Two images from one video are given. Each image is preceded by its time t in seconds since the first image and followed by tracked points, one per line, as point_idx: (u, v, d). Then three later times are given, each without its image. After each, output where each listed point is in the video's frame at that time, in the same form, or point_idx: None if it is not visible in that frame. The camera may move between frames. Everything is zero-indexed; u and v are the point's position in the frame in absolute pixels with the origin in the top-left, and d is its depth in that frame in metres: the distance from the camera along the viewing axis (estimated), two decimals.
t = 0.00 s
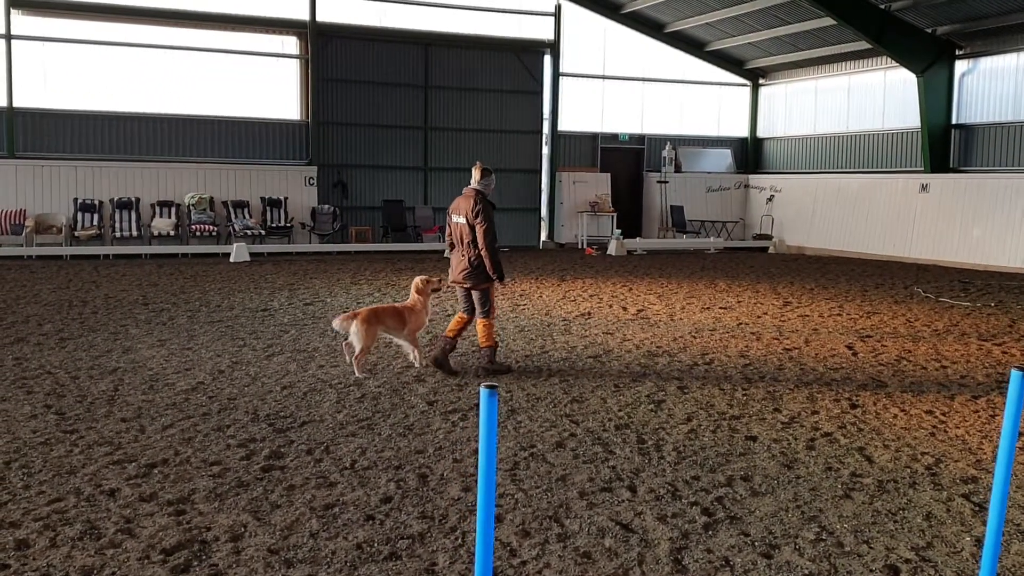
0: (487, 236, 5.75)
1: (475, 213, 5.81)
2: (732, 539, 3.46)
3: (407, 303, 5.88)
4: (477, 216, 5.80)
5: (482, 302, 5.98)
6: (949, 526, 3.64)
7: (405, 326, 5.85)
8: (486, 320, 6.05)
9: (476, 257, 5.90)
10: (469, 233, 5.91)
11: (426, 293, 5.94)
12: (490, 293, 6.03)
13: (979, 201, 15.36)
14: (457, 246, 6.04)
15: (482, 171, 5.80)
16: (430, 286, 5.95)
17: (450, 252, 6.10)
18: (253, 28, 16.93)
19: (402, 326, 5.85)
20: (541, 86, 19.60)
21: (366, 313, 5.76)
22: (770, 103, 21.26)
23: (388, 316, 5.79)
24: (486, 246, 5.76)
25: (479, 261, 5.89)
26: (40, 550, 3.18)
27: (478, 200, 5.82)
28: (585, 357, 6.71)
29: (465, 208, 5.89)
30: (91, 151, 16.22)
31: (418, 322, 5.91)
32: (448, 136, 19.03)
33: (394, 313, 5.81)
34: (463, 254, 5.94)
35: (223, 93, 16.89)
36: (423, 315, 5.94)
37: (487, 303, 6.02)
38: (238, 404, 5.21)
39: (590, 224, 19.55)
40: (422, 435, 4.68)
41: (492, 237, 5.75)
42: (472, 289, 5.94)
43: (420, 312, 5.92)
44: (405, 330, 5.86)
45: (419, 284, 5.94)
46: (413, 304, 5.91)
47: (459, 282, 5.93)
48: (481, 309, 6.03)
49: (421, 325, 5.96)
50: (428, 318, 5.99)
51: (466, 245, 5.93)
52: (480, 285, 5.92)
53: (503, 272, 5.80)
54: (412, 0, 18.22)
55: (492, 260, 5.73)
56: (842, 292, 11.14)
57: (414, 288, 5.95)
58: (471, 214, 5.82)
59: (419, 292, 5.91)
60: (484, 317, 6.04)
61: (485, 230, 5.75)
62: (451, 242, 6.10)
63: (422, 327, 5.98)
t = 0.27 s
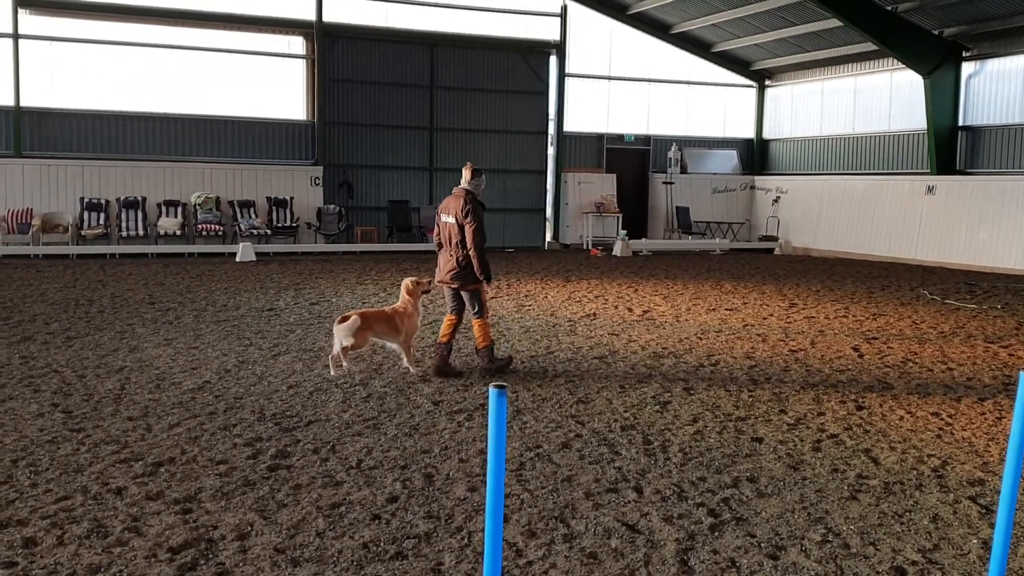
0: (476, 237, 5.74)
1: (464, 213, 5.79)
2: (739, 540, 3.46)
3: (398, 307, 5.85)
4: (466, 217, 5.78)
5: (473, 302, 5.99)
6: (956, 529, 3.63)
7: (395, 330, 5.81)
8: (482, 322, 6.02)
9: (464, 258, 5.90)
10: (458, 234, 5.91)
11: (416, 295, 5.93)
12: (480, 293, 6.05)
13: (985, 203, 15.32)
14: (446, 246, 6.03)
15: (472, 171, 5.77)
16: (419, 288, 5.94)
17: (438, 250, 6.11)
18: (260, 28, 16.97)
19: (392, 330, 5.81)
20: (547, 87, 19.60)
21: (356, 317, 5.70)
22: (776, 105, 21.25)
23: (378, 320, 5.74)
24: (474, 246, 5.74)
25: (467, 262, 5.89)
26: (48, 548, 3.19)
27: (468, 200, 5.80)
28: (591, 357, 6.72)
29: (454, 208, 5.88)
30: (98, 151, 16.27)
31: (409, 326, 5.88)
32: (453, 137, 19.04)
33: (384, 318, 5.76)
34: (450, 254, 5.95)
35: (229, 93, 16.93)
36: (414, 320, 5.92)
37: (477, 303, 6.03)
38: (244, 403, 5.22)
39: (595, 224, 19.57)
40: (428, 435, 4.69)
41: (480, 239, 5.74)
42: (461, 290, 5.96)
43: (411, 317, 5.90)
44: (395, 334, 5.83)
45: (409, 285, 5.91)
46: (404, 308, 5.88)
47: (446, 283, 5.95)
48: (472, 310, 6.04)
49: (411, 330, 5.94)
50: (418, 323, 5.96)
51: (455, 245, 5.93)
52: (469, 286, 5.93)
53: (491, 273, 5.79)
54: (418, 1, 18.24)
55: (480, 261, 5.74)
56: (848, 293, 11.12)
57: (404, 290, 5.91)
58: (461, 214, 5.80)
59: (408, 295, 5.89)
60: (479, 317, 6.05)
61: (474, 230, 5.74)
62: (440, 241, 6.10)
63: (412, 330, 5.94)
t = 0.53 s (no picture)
0: (483, 235, 5.72)
1: (471, 211, 5.77)
2: (760, 542, 3.45)
3: (400, 306, 5.83)
4: (473, 215, 5.76)
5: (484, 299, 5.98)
6: (981, 532, 3.60)
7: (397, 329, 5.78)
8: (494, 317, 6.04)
9: (471, 256, 5.89)
10: (464, 232, 5.89)
11: (417, 295, 5.93)
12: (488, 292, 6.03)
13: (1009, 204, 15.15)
14: (452, 245, 6.02)
15: (478, 169, 5.76)
16: (422, 287, 5.93)
17: (444, 250, 6.09)
18: (281, 28, 17.05)
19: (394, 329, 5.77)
20: (566, 87, 19.59)
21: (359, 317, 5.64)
22: (797, 105, 21.13)
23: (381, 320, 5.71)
24: (481, 244, 5.72)
25: (474, 260, 5.88)
26: (73, 544, 3.22)
27: (474, 199, 5.79)
28: (612, 358, 6.71)
29: (460, 206, 5.87)
30: (122, 150, 16.42)
31: (411, 325, 5.87)
32: (472, 136, 19.06)
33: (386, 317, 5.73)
34: (457, 253, 5.93)
35: (251, 93, 17.03)
36: (415, 318, 5.92)
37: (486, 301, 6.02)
38: (266, 401, 5.26)
39: (615, 224, 19.51)
40: (448, 435, 4.70)
41: (487, 237, 5.72)
42: (468, 288, 5.94)
43: (412, 315, 5.90)
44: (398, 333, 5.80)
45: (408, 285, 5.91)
46: (405, 307, 5.87)
47: (455, 281, 5.94)
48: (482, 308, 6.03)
49: (412, 329, 5.92)
50: (418, 322, 5.95)
51: (462, 243, 5.91)
52: (477, 285, 5.91)
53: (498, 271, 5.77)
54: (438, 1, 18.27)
55: (487, 260, 5.71)
56: (869, 294, 11.04)
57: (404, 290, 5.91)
58: (467, 212, 5.79)
59: (411, 294, 5.88)
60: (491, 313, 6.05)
61: (481, 229, 5.72)
62: (447, 240, 6.09)
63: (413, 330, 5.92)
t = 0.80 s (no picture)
0: (494, 235, 5.67)
1: (481, 211, 5.72)
2: (784, 543, 3.43)
3: (410, 305, 5.79)
4: (483, 215, 5.71)
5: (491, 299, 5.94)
6: (1009, 536, 3.55)
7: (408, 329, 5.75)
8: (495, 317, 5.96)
9: (482, 256, 5.85)
10: (475, 232, 5.86)
11: (427, 293, 5.87)
12: (499, 292, 5.99)
13: None
14: (463, 244, 6.00)
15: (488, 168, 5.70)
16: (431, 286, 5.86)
17: (455, 249, 6.07)
18: (305, 28, 17.14)
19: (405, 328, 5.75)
20: (588, 86, 19.56)
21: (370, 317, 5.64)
22: (822, 103, 20.97)
23: (392, 320, 5.69)
24: (493, 244, 5.67)
25: (486, 260, 5.84)
26: (101, 539, 3.26)
27: (484, 198, 5.73)
28: (635, 357, 6.69)
29: (471, 206, 5.82)
30: (148, 150, 16.60)
31: (421, 324, 5.83)
32: (494, 136, 19.07)
33: (397, 316, 5.71)
34: (468, 252, 5.91)
35: (275, 92, 17.14)
36: (426, 317, 5.87)
37: (496, 300, 5.99)
38: (290, 399, 5.29)
39: (638, 223, 19.42)
40: (470, 433, 4.71)
41: (498, 236, 5.67)
42: (479, 288, 5.91)
43: (423, 314, 5.85)
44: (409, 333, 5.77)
45: (421, 282, 5.83)
46: (415, 306, 5.82)
47: (467, 281, 5.91)
48: (490, 307, 5.99)
49: (423, 328, 5.89)
50: (429, 320, 5.90)
51: (473, 243, 5.88)
52: (488, 284, 5.88)
53: (509, 270, 5.72)
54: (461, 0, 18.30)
55: (498, 259, 5.66)
56: (895, 295, 10.94)
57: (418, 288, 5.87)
58: (477, 212, 5.74)
59: (421, 293, 5.81)
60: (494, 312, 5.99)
61: (492, 229, 5.68)
62: (459, 239, 6.06)
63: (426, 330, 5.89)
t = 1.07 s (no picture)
0: (500, 235, 5.59)
1: (486, 211, 5.63)
2: (808, 544, 3.40)
3: (420, 304, 5.79)
4: (489, 215, 5.62)
5: (490, 302, 5.80)
6: None
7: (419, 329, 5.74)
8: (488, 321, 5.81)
9: (487, 257, 5.75)
10: (480, 232, 5.75)
11: (439, 293, 5.85)
12: (499, 294, 5.85)
13: None
14: (468, 245, 5.89)
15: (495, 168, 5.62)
16: (444, 286, 5.86)
17: (460, 251, 5.96)
18: (325, 28, 17.21)
19: (414, 328, 5.74)
20: (608, 85, 19.51)
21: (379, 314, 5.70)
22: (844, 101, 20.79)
23: (402, 318, 5.71)
24: (498, 244, 5.59)
25: (490, 260, 5.74)
26: (126, 536, 3.29)
27: (491, 198, 5.64)
28: (656, 357, 6.67)
29: (477, 206, 5.72)
30: (171, 150, 16.75)
31: (432, 324, 5.80)
32: (514, 135, 19.06)
33: (407, 315, 5.72)
34: (473, 253, 5.80)
35: (296, 93, 17.23)
36: (437, 318, 5.83)
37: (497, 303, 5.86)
38: (312, 398, 5.32)
39: (658, 223, 19.47)
40: (491, 433, 4.71)
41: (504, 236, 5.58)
42: (480, 289, 5.78)
43: (433, 314, 5.81)
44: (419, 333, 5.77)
45: (432, 282, 5.84)
46: (426, 305, 5.80)
47: (469, 281, 5.79)
48: (487, 309, 5.81)
49: (436, 328, 5.85)
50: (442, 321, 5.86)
51: (477, 243, 5.77)
52: (490, 285, 5.76)
53: (514, 271, 5.62)
54: None
55: (505, 259, 5.58)
56: (919, 294, 10.83)
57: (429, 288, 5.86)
58: (483, 212, 5.65)
59: (430, 293, 5.81)
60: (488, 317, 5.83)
61: (497, 228, 5.58)
62: (463, 241, 5.96)
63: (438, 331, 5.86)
